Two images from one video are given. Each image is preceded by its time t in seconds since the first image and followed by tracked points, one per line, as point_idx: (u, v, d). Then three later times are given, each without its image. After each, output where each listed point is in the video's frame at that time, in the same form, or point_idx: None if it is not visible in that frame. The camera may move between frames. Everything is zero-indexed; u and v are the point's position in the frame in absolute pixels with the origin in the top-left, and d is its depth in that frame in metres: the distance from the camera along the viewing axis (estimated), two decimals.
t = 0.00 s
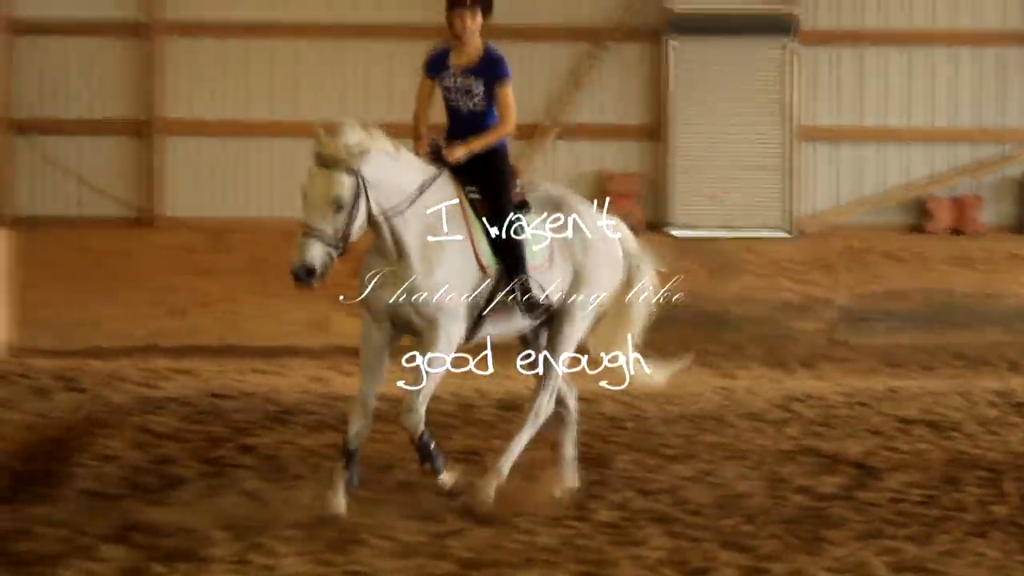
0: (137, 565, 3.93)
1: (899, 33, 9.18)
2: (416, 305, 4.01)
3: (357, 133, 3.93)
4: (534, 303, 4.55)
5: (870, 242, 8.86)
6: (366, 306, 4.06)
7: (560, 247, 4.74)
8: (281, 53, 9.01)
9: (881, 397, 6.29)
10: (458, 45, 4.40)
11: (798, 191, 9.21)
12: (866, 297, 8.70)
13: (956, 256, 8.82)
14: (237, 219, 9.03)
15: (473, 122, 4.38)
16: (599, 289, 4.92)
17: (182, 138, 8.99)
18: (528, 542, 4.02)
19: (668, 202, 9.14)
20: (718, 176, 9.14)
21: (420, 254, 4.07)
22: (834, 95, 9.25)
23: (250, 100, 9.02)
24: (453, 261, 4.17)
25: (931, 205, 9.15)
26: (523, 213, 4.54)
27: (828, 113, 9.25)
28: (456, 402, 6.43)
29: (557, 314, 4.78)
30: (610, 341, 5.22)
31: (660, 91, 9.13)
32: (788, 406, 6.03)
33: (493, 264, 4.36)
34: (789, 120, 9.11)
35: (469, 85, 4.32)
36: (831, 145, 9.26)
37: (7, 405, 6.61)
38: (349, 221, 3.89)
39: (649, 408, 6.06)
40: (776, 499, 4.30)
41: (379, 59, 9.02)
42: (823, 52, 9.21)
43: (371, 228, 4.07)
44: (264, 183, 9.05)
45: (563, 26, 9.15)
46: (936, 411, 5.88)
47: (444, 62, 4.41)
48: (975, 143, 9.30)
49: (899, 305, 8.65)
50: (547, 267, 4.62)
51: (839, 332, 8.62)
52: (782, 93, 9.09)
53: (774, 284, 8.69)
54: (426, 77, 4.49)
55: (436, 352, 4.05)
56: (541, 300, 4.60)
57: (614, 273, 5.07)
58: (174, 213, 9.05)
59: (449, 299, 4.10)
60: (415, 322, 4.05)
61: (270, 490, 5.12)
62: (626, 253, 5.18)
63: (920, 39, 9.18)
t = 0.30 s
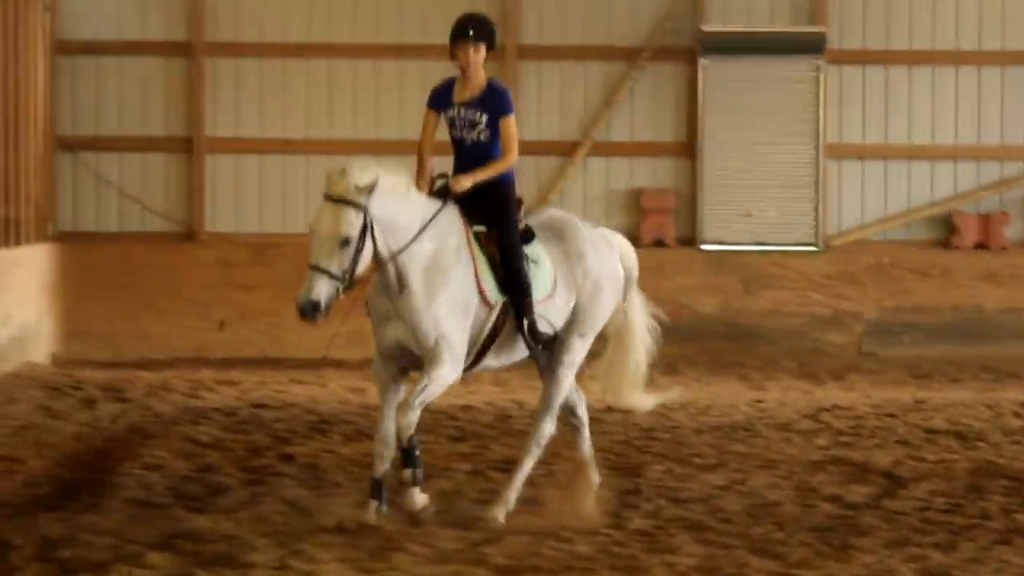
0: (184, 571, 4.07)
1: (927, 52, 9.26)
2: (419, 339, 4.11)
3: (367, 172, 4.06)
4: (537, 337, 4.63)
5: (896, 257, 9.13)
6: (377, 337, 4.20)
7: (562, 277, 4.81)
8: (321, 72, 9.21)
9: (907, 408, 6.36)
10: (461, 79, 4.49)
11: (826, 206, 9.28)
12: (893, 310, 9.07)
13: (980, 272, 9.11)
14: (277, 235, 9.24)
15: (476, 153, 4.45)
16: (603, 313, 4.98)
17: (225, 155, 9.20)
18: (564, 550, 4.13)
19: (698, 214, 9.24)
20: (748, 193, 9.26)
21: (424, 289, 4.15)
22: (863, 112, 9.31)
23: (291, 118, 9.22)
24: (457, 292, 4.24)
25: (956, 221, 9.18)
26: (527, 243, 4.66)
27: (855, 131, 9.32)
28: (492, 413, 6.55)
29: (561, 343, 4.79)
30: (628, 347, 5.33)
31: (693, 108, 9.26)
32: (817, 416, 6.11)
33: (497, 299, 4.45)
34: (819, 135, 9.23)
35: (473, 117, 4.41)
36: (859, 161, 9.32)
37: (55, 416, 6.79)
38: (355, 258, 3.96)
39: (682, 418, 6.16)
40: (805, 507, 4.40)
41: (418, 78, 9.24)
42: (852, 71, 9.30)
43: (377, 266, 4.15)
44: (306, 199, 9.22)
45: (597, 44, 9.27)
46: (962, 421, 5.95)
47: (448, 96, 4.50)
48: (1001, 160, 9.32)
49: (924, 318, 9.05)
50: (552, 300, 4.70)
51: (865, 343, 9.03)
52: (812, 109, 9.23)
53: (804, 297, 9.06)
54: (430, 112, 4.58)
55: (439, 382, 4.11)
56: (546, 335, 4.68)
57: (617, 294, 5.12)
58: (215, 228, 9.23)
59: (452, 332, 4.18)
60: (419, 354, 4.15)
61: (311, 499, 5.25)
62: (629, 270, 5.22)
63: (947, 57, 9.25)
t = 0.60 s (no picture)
0: None
1: (958, 61, 9.22)
2: (418, 364, 4.11)
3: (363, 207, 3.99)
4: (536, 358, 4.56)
5: (928, 265, 9.09)
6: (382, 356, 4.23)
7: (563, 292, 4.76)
8: (354, 83, 9.31)
9: (938, 416, 6.34)
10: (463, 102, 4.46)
11: (856, 216, 9.30)
12: (923, 319, 9.07)
13: (1011, 279, 9.04)
14: (309, 243, 9.32)
15: (479, 179, 4.40)
16: (604, 328, 4.92)
17: (259, 165, 9.31)
18: (597, 558, 4.16)
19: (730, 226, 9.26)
20: (780, 202, 9.26)
21: (425, 314, 4.13)
22: (893, 122, 9.31)
23: (324, 130, 9.32)
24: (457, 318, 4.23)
25: (986, 229, 9.19)
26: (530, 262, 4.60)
27: (885, 140, 9.32)
28: (524, 422, 6.58)
29: (571, 362, 4.83)
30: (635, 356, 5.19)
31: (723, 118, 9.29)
32: (848, 424, 6.11)
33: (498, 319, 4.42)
34: (850, 144, 9.23)
35: (473, 142, 4.35)
36: (889, 171, 9.33)
37: (91, 426, 6.88)
38: (356, 294, 3.88)
39: (713, 426, 6.17)
40: (837, 515, 4.40)
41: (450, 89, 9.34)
42: (883, 81, 9.30)
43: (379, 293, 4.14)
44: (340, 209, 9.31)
45: (628, 56, 9.32)
46: (993, 429, 5.94)
47: (450, 120, 4.48)
48: None
49: (955, 326, 9.05)
50: (552, 319, 4.64)
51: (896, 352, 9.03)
52: (843, 118, 9.22)
53: (832, 307, 9.06)
54: (431, 136, 4.55)
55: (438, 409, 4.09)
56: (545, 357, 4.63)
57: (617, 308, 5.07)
58: (250, 238, 9.35)
59: (452, 356, 4.16)
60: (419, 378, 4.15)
61: (344, 508, 5.30)
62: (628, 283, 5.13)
63: (980, 66, 9.21)
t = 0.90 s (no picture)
0: None
1: (984, 66, 9.24)
2: (429, 366, 4.12)
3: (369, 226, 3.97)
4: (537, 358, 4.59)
5: (954, 268, 9.12)
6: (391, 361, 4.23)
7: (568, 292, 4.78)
8: (388, 90, 9.43)
9: (966, 416, 6.36)
10: (467, 103, 4.53)
11: (885, 220, 9.30)
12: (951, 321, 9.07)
13: None
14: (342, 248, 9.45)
15: (483, 175, 4.47)
16: (607, 329, 4.96)
17: (293, 173, 9.45)
18: (629, 558, 4.22)
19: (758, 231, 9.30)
20: (808, 205, 9.31)
21: (433, 317, 4.13)
22: (921, 127, 9.31)
23: (360, 137, 9.45)
24: (466, 317, 4.23)
25: (1012, 233, 9.16)
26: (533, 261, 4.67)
27: (913, 144, 9.32)
28: (556, 425, 6.65)
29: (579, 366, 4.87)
30: (636, 361, 5.19)
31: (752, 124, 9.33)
32: (876, 425, 6.14)
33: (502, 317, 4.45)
34: (879, 150, 9.25)
35: (478, 140, 4.43)
36: (917, 175, 9.33)
37: (130, 430, 7.01)
38: (367, 312, 3.89)
39: (743, 428, 6.22)
40: (866, 515, 4.44)
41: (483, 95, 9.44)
42: (910, 85, 9.29)
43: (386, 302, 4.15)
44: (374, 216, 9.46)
45: (658, 62, 9.38)
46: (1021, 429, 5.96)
47: (454, 121, 4.54)
48: None
49: (984, 328, 9.03)
50: (556, 318, 4.66)
51: (923, 354, 9.04)
52: (870, 124, 9.25)
53: (862, 310, 9.08)
54: (437, 137, 4.62)
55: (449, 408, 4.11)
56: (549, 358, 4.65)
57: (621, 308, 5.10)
58: (285, 244, 9.48)
59: (461, 356, 4.17)
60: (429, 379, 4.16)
61: (380, 510, 5.39)
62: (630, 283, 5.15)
63: (1007, 72, 9.24)
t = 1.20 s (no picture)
0: None
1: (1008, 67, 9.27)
2: (440, 361, 4.11)
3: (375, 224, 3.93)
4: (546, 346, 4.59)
5: (980, 269, 9.10)
6: (400, 361, 4.21)
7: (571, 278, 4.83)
8: (418, 93, 9.55)
9: (992, 416, 6.38)
10: (475, 88, 4.55)
11: (911, 222, 9.34)
12: (977, 321, 9.08)
13: None
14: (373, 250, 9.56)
15: (487, 161, 4.48)
16: (609, 317, 5.02)
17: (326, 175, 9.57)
18: (657, 557, 4.28)
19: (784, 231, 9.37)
20: (836, 208, 9.37)
21: (441, 311, 4.11)
22: (946, 128, 9.36)
23: (391, 137, 9.57)
24: (476, 312, 4.22)
25: None
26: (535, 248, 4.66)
27: (938, 146, 9.37)
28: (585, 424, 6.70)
29: (582, 356, 4.96)
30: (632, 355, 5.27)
31: (778, 128, 9.42)
32: (902, 425, 6.16)
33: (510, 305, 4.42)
34: (904, 151, 9.29)
35: (484, 125, 4.45)
36: (942, 176, 9.37)
37: (165, 431, 7.12)
38: (374, 310, 3.87)
39: (770, 428, 6.26)
40: (891, 513, 4.49)
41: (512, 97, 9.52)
42: (934, 88, 9.36)
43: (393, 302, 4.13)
44: (402, 217, 9.51)
45: (684, 67, 9.45)
46: None
47: (461, 107, 4.58)
48: None
49: (1008, 330, 9.03)
50: (561, 302, 4.69)
51: (949, 355, 9.08)
52: (896, 126, 9.30)
53: (889, 310, 9.13)
54: (444, 124, 4.65)
55: (463, 402, 4.10)
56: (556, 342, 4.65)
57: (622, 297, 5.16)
58: (317, 247, 9.61)
59: (471, 350, 4.16)
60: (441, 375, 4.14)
61: (410, 509, 5.47)
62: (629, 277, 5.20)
63: None
